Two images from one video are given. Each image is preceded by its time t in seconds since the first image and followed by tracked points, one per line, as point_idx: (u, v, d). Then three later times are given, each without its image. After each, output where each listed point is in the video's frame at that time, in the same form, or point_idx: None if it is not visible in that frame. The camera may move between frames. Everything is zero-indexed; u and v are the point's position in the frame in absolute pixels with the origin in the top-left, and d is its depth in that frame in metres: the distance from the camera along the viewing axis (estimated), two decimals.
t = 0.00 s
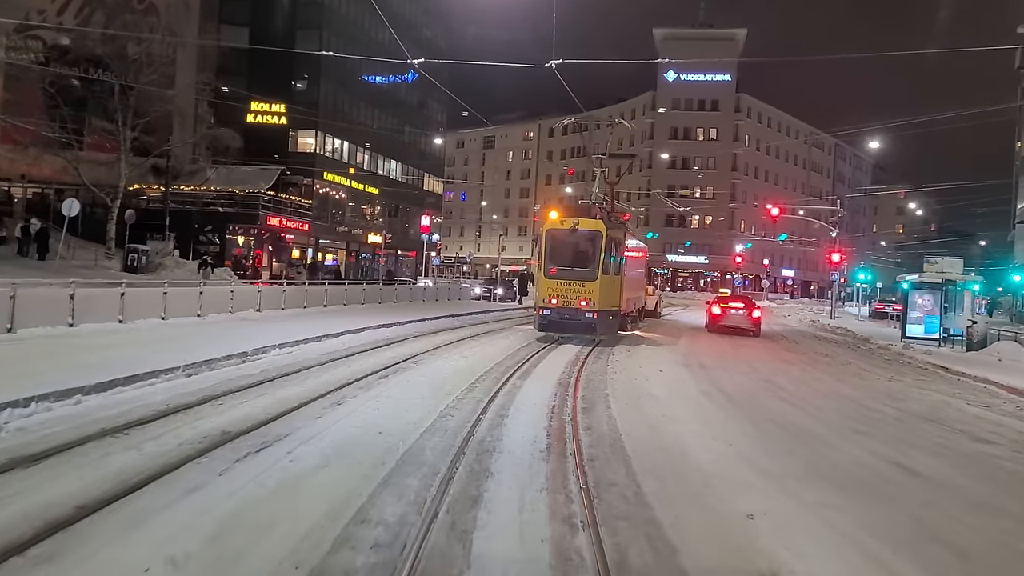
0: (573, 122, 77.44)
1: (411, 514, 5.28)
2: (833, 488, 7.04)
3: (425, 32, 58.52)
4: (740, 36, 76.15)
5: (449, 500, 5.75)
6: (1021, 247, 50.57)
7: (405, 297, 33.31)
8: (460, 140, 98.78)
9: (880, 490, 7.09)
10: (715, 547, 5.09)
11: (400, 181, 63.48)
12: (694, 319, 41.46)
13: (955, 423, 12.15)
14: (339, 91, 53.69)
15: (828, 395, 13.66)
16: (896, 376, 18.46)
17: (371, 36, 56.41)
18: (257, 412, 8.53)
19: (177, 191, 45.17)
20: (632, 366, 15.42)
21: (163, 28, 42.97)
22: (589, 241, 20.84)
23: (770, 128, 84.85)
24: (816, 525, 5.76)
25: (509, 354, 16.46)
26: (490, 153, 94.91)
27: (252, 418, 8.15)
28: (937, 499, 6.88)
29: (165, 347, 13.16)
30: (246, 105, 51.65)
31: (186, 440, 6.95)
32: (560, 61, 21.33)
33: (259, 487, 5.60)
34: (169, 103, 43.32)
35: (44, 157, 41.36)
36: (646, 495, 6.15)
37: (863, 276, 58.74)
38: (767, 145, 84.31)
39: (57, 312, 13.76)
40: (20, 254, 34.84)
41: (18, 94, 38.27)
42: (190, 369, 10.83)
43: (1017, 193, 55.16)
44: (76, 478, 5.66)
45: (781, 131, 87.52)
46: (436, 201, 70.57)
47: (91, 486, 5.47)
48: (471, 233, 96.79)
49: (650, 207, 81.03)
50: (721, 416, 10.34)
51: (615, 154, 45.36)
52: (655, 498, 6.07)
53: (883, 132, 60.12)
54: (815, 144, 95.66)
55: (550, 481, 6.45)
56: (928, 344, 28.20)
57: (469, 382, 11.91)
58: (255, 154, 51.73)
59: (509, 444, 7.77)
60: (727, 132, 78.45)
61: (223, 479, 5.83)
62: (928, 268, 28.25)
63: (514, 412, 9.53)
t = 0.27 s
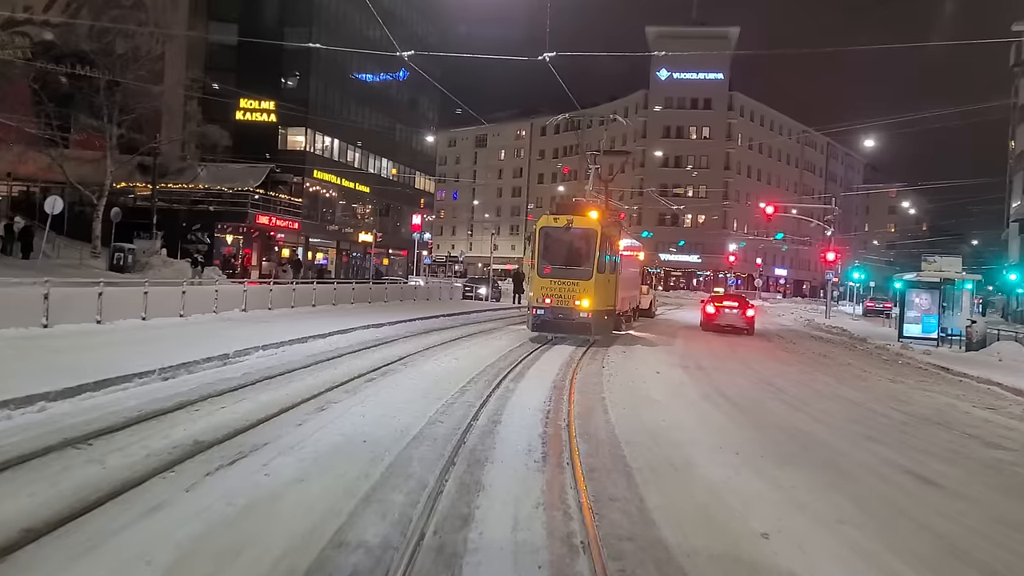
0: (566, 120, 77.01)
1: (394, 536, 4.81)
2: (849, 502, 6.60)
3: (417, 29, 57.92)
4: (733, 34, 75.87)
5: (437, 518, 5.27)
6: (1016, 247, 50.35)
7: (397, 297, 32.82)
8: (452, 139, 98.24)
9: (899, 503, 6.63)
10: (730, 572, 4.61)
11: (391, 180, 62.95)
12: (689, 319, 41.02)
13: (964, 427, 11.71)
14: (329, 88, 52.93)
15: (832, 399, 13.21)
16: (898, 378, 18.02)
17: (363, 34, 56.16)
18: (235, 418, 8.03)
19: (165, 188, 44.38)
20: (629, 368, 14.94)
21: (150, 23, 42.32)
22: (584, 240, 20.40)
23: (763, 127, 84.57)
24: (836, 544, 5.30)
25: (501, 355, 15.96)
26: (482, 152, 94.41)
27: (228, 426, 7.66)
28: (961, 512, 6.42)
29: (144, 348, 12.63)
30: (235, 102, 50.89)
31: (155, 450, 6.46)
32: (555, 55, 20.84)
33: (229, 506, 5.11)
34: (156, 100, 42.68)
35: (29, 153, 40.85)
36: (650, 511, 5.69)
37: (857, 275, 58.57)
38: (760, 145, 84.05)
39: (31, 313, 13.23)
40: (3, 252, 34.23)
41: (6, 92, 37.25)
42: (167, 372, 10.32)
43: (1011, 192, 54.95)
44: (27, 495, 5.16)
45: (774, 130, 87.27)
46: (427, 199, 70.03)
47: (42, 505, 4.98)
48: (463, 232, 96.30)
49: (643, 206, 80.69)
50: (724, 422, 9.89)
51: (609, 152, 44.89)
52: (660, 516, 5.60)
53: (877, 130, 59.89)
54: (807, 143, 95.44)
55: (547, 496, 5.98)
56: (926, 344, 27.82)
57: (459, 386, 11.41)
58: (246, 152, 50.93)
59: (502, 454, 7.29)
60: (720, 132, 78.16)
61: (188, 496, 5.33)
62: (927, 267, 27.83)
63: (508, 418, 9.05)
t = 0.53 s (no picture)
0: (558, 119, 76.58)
1: (376, 563, 4.34)
2: (869, 518, 6.18)
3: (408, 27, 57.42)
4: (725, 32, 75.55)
5: (424, 540, 4.80)
6: (1010, 247, 50.16)
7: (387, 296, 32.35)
8: (444, 137, 97.73)
9: (921, 519, 6.20)
10: None
11: (382, 179, 62.45)
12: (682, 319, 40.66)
13: (974, 432, 11.30)
14: (319, 86, 52.29)
15: (835, 402, 12.80)
16: (899, 379, 17.65)
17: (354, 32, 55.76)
18: (210, 427, 7.53)
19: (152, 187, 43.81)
20: (625, 370, 14.47)
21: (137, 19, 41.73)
22: (578, 238, 19.96)
23: (755, 126, 84.31)
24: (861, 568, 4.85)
25: (494, 357, 15.48)
26: (474, 151, 93.90)
27: (202, 435, 7.17)
28: (988, 530, 5.98)
29: (120, 351, 12.11)
30: (224, 99, 50.05)
31: (119, 464, 5.97)
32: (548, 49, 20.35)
33: (192, 529, 4.62)
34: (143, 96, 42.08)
35: (12, 150, 40.15)
36: (657, 530, 5.23)
37: (850, 274, 58.37)
38: (752, 144, 83.80)
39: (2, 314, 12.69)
40: None
41: None
42: (141, 376, 9.80)
43: (1005, 191, 54.79)
44: None
45: (767, 129, 87.01)
46: (418, 198, 69.49)
47: None
48: (455, 231, 95.82)
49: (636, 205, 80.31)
50: (727, 429, 9.47)
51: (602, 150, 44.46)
52: (667, 536, 5.15)
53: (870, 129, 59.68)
54: (800, 142, 95.24)
55: (544, 513, 5.51)
56: (923, 345, 27.47)
57: (450, 390, 10.93)
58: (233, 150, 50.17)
59: (494, 465, 6.82)
60: (713, 131, 77.83)
61: (150, 517, 4.85)
62: (925, 267, 27.50)
63: (500, 425, 8.57)
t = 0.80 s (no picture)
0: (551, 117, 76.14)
1: None
2: (889, 535, 5.77)
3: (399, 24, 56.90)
4: (719, 31, 75.20)
5: (409, 563, 4.38)
6: (1005, 246, 49.88)
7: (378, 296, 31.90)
8: (436, 136, 97.21)
9: (947, 539, 5.78)
10: None
11: (374, 177, 61.94)
12: (677, 318, 40.27)
13: (984, 437, 10.92)
14: (310, 83, 51.88)
15: (839, 406, 12.40)
16: (901, 381, 17.26)
17: (345, 29, 55.07)
18: (184, 436, 7.06)
19: (142, 185, 43.73)
20: (621, 372, 14.03)
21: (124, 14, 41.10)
22: (573, 236, 19.52)
23: (749, 125, 83.97)
24: None
25: (486, 359, 15.02)
26: (466, 150, 93.42)
27: (176, 446, 6.70)
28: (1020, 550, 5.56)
29: (96, 352, 11.60)
30: (213, 96, 49.44)
31: (80, 478, 5.51)
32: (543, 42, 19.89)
33: (152, 557, 4.19)
34: (129, 93, 41.45)
35: None
36: (664, 554, 4.82)
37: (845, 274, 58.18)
38: (745, 143, 83.48)
39: None
40: None
41: None
42: (116, 380, 9.31)
43: (999, 191, 54.58)
44: None
45: (760, 128, 86.70)
46: (410, 197, 68.97)
47: None
48: (447, 230, 95.32)
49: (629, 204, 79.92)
50: (731, 436, 9.07)
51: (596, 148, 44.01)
52: (675, 558, 4.73)
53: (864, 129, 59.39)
54: (793, 142, 94.99)
55: (542, 532, 5.09)
56: (921, 345, 27.08)
57: (441, 393, 10.47)
58: (223, 148, 49.75)
59: (488, 477, 6.37)
60: (706, 130, 77.45)
61: (109, 541, 4.40)
62: (923, 265, 27.11)
63: (494, 432, 8.11)
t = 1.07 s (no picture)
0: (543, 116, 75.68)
1: None
2: (911, 550, 5.38)
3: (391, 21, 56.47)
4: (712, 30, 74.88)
5: None
6: (999, 246, 49.64)
7: (370, 296, 31.44)
8: (429, 135, 96.67)
9: (973, 553, 5.39)
10: None
11: (366, 176, 61.44)
12: (671, 318, 39.88)
13: (994, 440, 10.57)
14: (301, 81, 51.38)
15: (842, 409, 12.03)
16: (903, 382, 16.86)
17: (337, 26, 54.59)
18: (157, 446, 6.62)
19: (129, 183, 42.67)
20: (617, 374, 13.60)
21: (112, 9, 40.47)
22: (567, 235, 19.11)
23: (742, 124, 83.64)
24: None
25: (479, 360, 14.57)
26: (458, 149, 92.91)
27: (147, 457, 6.25)
28: None
29: (72, 354, 11.12)
30: (202, 94, 48.71)
31: (37, 497, 5.06)
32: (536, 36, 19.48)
33: None
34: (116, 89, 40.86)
35: None
36: None
37: (840, 274, 57.87)
38: (738, 142, 83.17)
39: None
40: None
41: None
42: (89, 386, 8.84)
43: (994, 190, 54.33)
44: None
45: (754, 128, 86.40)
46: (402, 196, 68.47)
47: None
48: (440, 230, 94.80)
49: (622, 203, 79.53)
50: (736, 442, 8.66)
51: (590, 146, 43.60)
52: None
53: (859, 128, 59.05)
54: (786, 141, 94.77)
55: (540, 554, 4.67)
56: (919, 345, 26.80)
57: (432, 397, 10.04)
58: (212, 146, 48.90)
59: (482, 491, 5.95)
60: (700, 129, 77.06)
61: (62, 568, 3.97)
62: (922, 265, 26.76)
63: (487, 441, 7.68)
